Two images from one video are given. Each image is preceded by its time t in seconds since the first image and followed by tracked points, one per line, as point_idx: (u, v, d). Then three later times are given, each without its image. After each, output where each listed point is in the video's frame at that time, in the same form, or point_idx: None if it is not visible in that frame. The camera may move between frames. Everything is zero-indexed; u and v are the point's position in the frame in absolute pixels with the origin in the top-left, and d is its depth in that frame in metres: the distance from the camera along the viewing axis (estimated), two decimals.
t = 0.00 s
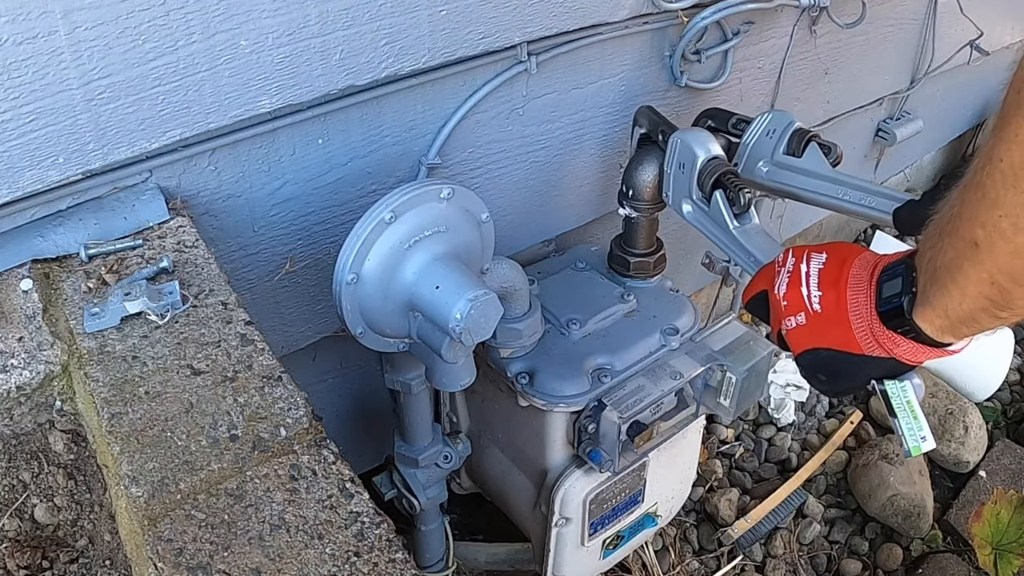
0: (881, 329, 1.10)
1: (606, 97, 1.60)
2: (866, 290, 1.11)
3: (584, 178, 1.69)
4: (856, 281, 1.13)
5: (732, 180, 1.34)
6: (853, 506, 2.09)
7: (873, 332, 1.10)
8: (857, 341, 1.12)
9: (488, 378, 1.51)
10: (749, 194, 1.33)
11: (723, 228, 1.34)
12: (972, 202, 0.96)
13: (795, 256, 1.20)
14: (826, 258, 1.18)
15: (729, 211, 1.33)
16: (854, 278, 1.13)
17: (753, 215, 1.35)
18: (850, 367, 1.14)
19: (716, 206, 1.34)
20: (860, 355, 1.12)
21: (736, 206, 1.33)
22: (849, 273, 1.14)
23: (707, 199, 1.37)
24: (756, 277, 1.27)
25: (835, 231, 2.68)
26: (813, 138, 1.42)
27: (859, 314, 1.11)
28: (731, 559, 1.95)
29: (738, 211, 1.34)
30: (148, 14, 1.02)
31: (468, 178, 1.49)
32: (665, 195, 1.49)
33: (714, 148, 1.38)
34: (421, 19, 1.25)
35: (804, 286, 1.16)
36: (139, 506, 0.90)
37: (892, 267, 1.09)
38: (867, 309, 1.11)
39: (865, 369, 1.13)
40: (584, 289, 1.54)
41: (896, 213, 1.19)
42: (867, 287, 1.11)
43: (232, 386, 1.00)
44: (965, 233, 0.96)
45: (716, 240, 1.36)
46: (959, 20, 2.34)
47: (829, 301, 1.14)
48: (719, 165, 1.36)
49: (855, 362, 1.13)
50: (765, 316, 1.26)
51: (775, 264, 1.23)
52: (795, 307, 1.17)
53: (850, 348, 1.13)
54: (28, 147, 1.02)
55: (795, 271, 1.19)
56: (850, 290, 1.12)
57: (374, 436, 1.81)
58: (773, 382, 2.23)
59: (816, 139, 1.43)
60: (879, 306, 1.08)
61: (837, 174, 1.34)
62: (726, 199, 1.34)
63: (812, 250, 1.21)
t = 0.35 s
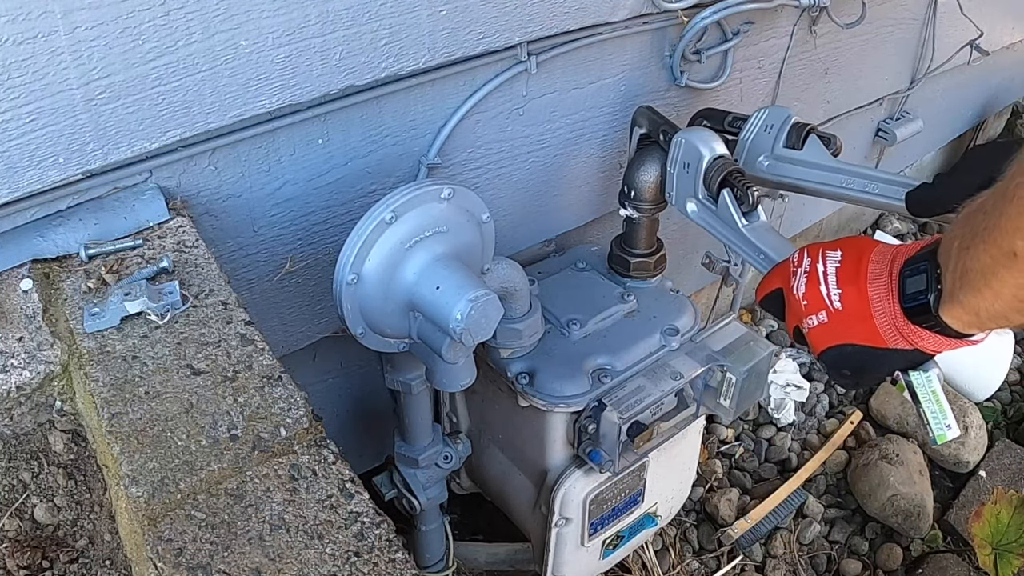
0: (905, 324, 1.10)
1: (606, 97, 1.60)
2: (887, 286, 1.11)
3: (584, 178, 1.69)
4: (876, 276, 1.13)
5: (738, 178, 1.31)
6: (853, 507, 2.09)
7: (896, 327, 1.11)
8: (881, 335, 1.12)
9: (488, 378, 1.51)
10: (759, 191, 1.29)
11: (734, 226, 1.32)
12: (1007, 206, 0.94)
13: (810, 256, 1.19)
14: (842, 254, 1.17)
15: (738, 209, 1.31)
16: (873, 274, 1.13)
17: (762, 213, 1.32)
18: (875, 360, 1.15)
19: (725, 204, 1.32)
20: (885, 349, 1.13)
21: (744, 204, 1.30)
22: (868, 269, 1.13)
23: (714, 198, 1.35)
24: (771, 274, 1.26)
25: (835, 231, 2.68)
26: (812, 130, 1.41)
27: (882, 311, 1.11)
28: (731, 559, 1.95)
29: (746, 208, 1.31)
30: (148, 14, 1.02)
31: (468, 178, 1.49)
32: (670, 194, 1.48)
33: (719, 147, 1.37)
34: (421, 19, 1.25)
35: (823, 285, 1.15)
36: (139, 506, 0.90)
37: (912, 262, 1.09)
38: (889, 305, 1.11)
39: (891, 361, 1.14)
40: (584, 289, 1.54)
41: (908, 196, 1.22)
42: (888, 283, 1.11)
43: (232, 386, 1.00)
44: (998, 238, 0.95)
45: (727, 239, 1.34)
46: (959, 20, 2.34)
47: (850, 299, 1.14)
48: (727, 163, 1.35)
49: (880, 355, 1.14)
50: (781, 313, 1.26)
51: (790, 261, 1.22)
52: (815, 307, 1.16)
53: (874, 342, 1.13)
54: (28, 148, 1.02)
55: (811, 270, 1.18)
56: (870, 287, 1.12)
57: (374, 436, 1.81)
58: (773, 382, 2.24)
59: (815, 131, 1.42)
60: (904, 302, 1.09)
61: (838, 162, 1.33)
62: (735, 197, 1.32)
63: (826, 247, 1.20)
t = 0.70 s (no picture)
0: (912, 325, 1.12)
1: (606, 97, 1.60)
2: (895, 287, 1.13)
3: (584, 178, 1.69)
4: (885, 278, 1.14)
5: (742, 178, 1.32)
6: (853, 507, 2.09)
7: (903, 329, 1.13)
8: (890, 337, 1.14)
9: (488, 378, 1.51)
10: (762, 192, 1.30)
11: (738, 227, 1.32)
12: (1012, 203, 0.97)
13: (820, 252, 1.20)
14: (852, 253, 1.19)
15: (742, 210, 1.32)
16: (882, 275, 1.15)
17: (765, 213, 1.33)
18: (881, 360, 1.17)
19: (728, 205, 1.33)
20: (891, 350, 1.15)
21: (748, 205, 1.30)
22: (877, 270, 1.15)
23: (717, 199, 1.35)
24: (778, 270, 1.26)
25: (835, 231, 2.68)
26: (810, 120, 1.41)
27: (890, 312, 1.13)
28: (731, 559, 1.95)
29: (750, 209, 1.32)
30: (148, 14, 1.02)
31: (468, 177, 1.49)
32: (671, 196, 1.47)
33: (720, 147, 1.37)
34: (421, 19, 1.25)
35: (834, 283, 1.17)
36: (139, 506, 0.90)
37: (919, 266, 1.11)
38: (896, 306, 1.13)
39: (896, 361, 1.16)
40: (584, 289, 1.54)
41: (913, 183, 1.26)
42: (896, 284, 1.13)
43: (232, 386, 1.00)
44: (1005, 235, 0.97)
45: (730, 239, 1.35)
46: (959, 20, 2.34)
47: (859, 298, 1.16)
48: (728, 164, 1.35)
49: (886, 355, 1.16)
50: (789, 311, 1.27)
51: (801, 257, 1.23)
52: (824, 304, 1.18)
53: (882, 343, 1.15)
54: (28, 147, 1.02)
55: (821, 267, 1.19)
56: (879, 288, 1.14)
57: (374, 436, 1.81)
58: (773, 383, 2.25)
59: (812, 121, 1.42)
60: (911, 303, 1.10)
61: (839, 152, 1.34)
62: (738, 198, 1.32)
63: (837, 246, 1.21)
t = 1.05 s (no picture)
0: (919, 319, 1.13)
1: (605, 97, 1.60)
2: (899, 283, 1.14)
3: (584, 178, 1.69)
4: (887, 273, 1.15)
5: (743, 177, 1.31)
6: (853, 507, 2.09)
7: (907, 323, 1.13)
8: (894, 333, 1.15)
9: (488, 378, 1.51)
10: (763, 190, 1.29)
11: (739, 225, 1.32)
12: None
13: (820, 252, 1.20)
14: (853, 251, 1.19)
15: (744, 208, 1.31)
16: (884, 272, 1.15)
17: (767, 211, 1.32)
18: (886, 356, 1.17)
19: (730, 203, 1.32)
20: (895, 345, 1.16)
21: (749, 203, 1.30)
22: (879, 268, 1.15)
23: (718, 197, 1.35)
24: (777, 271, 1.26)
25: (835, 231, 2.68)
26: (811, 125, 1.40)
27: (894, 306, 1.14)
28: (731, 559, 1.95)
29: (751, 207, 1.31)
30: (148, 14, 1.02)
31: (468, 178, 1.49)
32: (671, 198, 1.47)
33: (720, 147, 1.37)
34: (421, 19, 1.25)
35: (835, 283, 1.17)
36: (139, 506, 0.90)
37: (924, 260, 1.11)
38: (901, 301, 1.13)
39: (901, 356, 1.17)
40: (584, 289, 1.54)
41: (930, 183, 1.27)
42: (900, 280, 1.13)
43: (232, 386, 1.00)
44: None
45: (731, 238, 1.34)
46: (959, 20, 2.34)
47: (861, 296, 1.16)
48: (728, 163, 1.35)
49: (890, 351, 1.16)
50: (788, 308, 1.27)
51: (801, 257, 1.23)
52: (827, 304, 1.18)
53: (886, 339, 1.16)
54: (28, 148, 1.02)
55: (822, 267, 1.19)
56: (883, 283, 1.14)
57: (374, 436, 1.81)
58: (773, 382, 2.25)
59: (814, 125, 1.42)
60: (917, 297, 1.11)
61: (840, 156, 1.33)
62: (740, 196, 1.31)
63: (837, 245, 1.21)
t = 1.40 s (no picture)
0: (923, 310, 1.11)
1: (605, 97, 1.60)
2: (897, 280, 1.12)
3: (584, 178, 1.69)
4: (883, 270, 1.14)
5: (744, 178, 1.32)
6: (853, 507, 2.09)
7: (907, 317, 1.12)
8: (894, 330, 1.14)
9: (488, 378, 1.51)
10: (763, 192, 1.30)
11: (739, 225, 1.32)
12: None
13: (816, 253, 1.20)
14: (849, 251, 1.18)
15: (744, 208, 1.31)
16: (882, 270, 1.14)
17: (767, 211, 1.32)
18: (887, 355, 1.16)
19: (729, 203, 1.32)
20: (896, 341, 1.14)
21: (749, 204, 1.30)
22: (875, 266, 1.15)
23: (717, 197, 1.35)
24: (777, 273, 1.26)
25: (834, 231, 2.68)
26: (811, 127, 1.40)
27: (892, 303, 1.13)
28: (731, 559, 1.95)
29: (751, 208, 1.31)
30: (148, 14, 1.02)
31: (468, 178, 1.49)
32: (671, 197, 1.47)
33: (721, 147, 1.37)
34: (421, 19, 1.25)
35: (832, 282, 1.17)
36: (139, 506, 0.90)
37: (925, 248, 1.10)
38: (900, 297, 1.12)
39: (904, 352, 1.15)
40: (585, 289, 1.54)
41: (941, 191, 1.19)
42: (899, 275, 1.12)
43: (232, 386, 1.00)
44: None
45: (728, 236, 1.34)
46: (959, 20, 2.34)
47: (859, 295, 1.15)
48: (729, 163, 1.35)
49: (891, 349, 1.15)
50: (788, 311, 1.26)
51: (799, 260, 1.23)
52: (824, 304, 1.18)
53: (886, 337, 1.15)
54: (28, 148, 1.02)
55: (819, 268, 1.19)
56: (880, 280, 1.14)
57: (374, 436, 1.81)
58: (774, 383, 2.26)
59: (815, 127, 1.42)
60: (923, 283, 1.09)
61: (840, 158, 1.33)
62: (740, 196, 1.32)
63: (834, 245, 1.21)
